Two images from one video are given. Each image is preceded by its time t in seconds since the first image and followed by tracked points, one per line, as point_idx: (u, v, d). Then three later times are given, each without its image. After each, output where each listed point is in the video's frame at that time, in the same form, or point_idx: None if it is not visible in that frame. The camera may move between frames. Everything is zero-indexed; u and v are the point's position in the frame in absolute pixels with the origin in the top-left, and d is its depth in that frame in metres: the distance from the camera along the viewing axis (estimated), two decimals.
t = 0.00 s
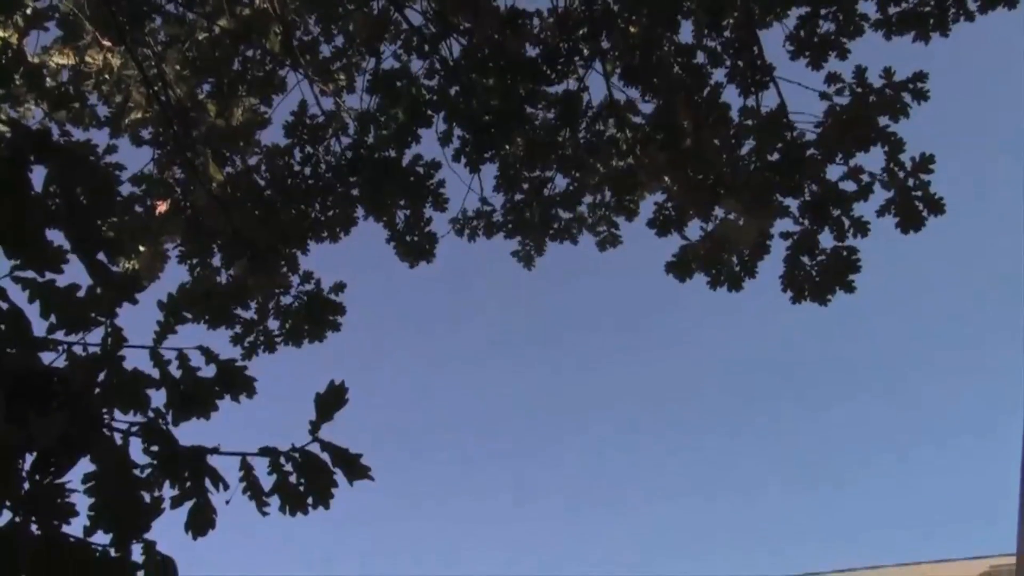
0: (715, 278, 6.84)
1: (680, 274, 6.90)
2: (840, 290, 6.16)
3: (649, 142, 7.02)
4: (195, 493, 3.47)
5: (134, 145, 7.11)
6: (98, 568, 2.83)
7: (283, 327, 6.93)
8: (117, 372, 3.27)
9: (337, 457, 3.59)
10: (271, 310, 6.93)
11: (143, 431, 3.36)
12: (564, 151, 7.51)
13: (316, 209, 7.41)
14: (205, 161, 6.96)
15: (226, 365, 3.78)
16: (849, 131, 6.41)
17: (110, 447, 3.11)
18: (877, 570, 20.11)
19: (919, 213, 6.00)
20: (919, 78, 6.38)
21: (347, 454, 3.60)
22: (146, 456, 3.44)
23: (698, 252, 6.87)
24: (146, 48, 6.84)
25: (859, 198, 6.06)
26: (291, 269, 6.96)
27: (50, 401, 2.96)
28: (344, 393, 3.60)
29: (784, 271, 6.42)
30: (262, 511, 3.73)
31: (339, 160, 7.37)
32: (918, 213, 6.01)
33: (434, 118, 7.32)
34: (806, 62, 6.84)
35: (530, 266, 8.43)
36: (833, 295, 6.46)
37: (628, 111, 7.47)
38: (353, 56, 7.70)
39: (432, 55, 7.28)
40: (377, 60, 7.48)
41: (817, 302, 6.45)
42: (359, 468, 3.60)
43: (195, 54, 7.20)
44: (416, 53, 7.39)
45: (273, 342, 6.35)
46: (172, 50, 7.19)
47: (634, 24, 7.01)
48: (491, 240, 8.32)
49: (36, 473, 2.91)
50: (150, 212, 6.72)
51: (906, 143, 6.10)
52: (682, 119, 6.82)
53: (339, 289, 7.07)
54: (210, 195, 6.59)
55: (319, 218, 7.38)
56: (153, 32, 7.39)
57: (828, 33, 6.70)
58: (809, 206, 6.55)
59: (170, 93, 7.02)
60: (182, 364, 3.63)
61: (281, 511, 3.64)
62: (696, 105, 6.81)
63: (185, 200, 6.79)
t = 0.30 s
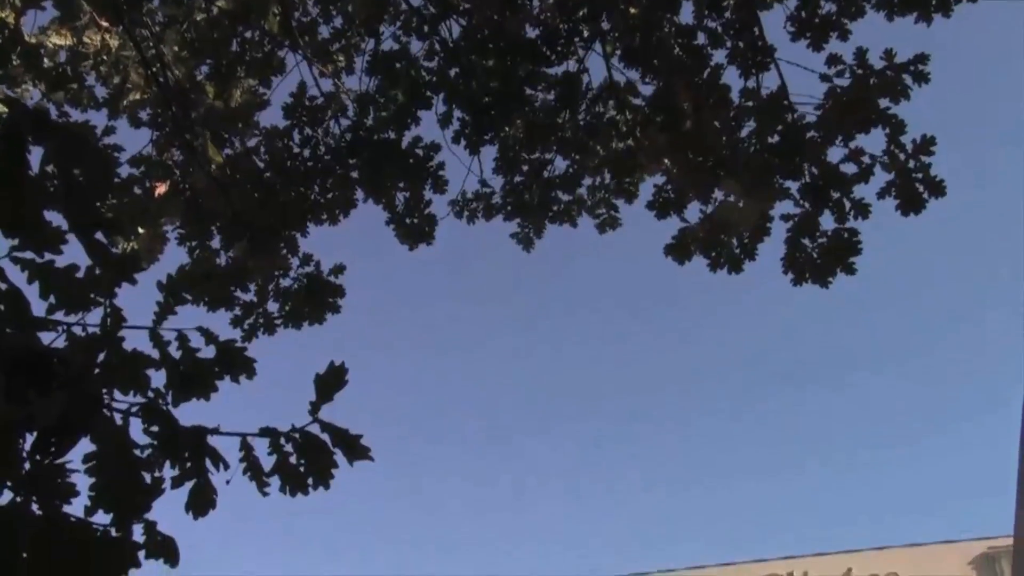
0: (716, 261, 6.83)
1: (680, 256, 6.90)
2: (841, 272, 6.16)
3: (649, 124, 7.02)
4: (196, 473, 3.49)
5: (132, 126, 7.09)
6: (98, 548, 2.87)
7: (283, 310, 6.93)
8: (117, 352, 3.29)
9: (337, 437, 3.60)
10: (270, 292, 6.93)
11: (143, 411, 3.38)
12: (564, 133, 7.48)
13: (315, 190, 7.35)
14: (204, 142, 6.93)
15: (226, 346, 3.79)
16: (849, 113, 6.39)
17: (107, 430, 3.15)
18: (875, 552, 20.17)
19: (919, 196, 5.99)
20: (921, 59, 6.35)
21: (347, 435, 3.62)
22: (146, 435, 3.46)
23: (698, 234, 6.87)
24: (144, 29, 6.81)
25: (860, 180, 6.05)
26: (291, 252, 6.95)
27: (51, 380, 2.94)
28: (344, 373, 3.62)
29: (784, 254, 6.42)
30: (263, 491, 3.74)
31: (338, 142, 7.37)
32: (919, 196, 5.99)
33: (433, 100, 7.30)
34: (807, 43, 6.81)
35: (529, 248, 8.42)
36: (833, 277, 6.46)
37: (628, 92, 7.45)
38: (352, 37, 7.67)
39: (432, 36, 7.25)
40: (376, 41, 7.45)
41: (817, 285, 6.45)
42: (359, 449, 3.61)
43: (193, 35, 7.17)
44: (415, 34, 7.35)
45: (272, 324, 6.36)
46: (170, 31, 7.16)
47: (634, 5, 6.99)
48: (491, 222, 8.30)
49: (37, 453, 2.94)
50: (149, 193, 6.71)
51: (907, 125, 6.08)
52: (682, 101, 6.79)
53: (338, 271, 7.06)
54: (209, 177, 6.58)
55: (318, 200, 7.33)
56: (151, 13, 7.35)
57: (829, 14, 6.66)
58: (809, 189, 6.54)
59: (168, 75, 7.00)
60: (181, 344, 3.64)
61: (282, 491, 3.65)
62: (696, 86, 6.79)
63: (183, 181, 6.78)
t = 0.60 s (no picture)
0: (716, 239, 6.81)
1: (680, 233, 6.88)
2: (842, 249, 6.14)
3: (650, 100, 7.01)
4: (196, 448, 3.50)
5: (130, 102, 7.05)
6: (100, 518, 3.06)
7: (283, 286, 6.94)
8: (117, 327, 3.32)
9: (336, 413, 3.63)
10: (270, 269, 6.93)
11: (143, 385, 3.41)
12: (563, 109, 7.45)
13: (314, 167, 7.28)
14: (203, 118, 6.83)
15: (225, 323, 3.81)
16: (851, 90, 6.38)
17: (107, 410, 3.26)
18: (873, 526, 20.33)
19: (920, 172, 5.97)
20: (923, 35, 6.32)
21: (347, 411, 3.64)
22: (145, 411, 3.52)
23: (698, 212, 6.86)
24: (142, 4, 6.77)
25: (861, 157, 6.03)
26: (291, 229, 6.94)
27: (51, 357, 2.92)
28: (344, 349, 3.64)
29: (784, 231, 6.41)
30: (262, 467, 3.77)
31: (337, 118, 7.35)
32: (921, 172, 5.97)
33: (434, 76, 7.27)
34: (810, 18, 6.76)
35: (529, 225, 8.40)
36: (832, 255, 6.45)
37: (628, 68, 7.42)
38: (352, 12, 7.61)
39: (431, 12, 7.21)
40: (376, 17, 7.40)
41: (817, 263, 6.44)
42: (358, 425, 3.63)
43: (190, 11, 7.14)
44: (414, 10, 7.32)
45: (272, 301, 6.36)
46: (167, 7, 7.12)
47: None
48: (490, 198, 8.28)
49: (38, 428, 2.97)
50: (147, 169, 6.70)
51: (909, 101, 6.06)
52: (683, 77, 6.75)
53: (338, 248, 7.05)
54: (208, 153, 6.53)
55: (318, 176, 7.25)
56: None
57: None
58: (809, 166, 6.52)
59: (165, 51, 6.95)
60: (180, 320, 3.68)
61: (281, 466, 3.69)
62: (697, 63, 6.76)
63: (182, 158, 6.77)
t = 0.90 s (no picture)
0: (716, 208, 6.78)
1: (680, 204, 6.85)
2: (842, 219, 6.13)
3: (650, 69, 6.98)
4: (197, 415, 3.77)
5: (129, 71, 7.02)
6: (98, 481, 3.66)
7: (283, 256, 6.92)
8: (116, 294, 3.77)
9: (336, 379, 3.71)
10: (269, 239, 6.91)
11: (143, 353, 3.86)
12: (564, 77, 7.43)
13: (314, 136, 7.25)
14: (201, 87, 6.78)
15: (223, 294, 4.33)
16: (853, 59, 6.33)
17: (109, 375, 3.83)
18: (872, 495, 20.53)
19: (922, 141, 5.95)
20: (927, 3, 6.27)
21: (347, 378, 3.73)
22: (145, 374, 4.02)
23: (698, 182, 6.83)
24: None
25: (862, 125, 6.00)
26: (290, 199, 6.93)
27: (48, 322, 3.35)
28: (344, 315, 3.76)
29: (785, 201, 6.39)
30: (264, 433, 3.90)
31: (336, 87, 7.31)
32: (922, 141, 5.95)
33: (432, 44, 7.21)
34: None
35: (529, 195, 8.35)
36: (833, 225, 6.44)
37: (629, 36, 7.34)
38: None
39: None
40: None
41: (817, 233, 6.42)
42: (359, 391, 3.71)
43: None
44: None
45: (272, 271, 6.35)
46: None
47: None
48: (490, 168, 8.25)
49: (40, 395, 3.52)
50: (147, 138, 6.71)
51: (912, 69, 6.02)
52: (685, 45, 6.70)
53: (337, 218, 7.03)
54: (206, 121, 6.47)
55: (318, 145, 7.22)
56: None
57: None
58: (810, 136, 6.48)
59: (163, 18, 6.88)
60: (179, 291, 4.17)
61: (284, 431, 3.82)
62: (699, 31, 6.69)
63: (180, 127, 6.73)
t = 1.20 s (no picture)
0: (716, 174, 6.79)
1: (681, 170, 6.83)
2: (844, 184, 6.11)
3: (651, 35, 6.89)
4: (195, 378, 4.21)
5: (125, 35, 6.94)
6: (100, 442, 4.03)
7: (282, 223, 6.90)
8: (114, 260, 4.25)
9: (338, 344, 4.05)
10: (269, 205, 6.88)
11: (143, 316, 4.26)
12: (564, 43, 7.36)
13: (313, 102, 7.20)
14: (199, 51, 6.69)
15: (223, 257, 4.59)
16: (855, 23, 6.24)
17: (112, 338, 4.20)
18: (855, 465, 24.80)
19: (925, 106, 5.91)
20: None
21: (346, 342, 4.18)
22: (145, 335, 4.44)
23: (699, 148, 6.80)
24: None
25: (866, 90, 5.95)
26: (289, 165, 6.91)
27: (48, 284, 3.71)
28: (342, 282, 4.15)
29: (787, 167, 6.36)
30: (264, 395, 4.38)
31: (334, 53, 7.23)
32: (924, 106, 5.91)
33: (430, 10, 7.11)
34: None
35: (529, 161, 8.31)
36: (834, 191, 6.41)
37: None
38: None
39: None
40: None
41: (819, 198, 6.41)
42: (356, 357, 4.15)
43: None
44: None
45: (272, 237, 6.33)
46: None
47: None
48: (490, 134, 8.21)
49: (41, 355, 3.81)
50: (144, 103, 6.66)
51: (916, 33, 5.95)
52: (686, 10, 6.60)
53: (336, 184, 7.01)
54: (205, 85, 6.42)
55: (316, 111, 7.17)
56: None
57: None
58: (813, 101, 6.43)
59: None
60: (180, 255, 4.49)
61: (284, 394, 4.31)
62: None
63: (178, 92, 6.69)
